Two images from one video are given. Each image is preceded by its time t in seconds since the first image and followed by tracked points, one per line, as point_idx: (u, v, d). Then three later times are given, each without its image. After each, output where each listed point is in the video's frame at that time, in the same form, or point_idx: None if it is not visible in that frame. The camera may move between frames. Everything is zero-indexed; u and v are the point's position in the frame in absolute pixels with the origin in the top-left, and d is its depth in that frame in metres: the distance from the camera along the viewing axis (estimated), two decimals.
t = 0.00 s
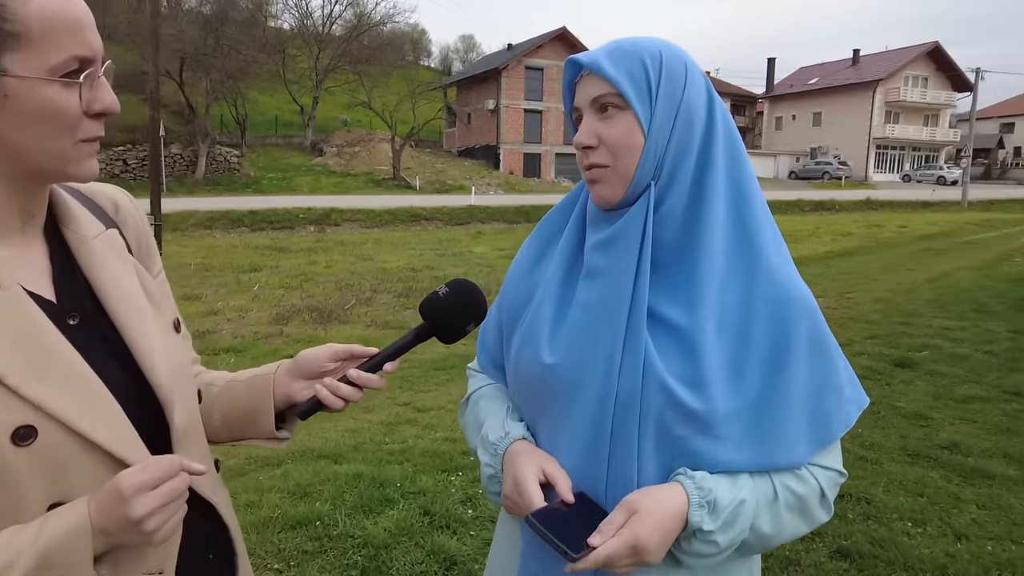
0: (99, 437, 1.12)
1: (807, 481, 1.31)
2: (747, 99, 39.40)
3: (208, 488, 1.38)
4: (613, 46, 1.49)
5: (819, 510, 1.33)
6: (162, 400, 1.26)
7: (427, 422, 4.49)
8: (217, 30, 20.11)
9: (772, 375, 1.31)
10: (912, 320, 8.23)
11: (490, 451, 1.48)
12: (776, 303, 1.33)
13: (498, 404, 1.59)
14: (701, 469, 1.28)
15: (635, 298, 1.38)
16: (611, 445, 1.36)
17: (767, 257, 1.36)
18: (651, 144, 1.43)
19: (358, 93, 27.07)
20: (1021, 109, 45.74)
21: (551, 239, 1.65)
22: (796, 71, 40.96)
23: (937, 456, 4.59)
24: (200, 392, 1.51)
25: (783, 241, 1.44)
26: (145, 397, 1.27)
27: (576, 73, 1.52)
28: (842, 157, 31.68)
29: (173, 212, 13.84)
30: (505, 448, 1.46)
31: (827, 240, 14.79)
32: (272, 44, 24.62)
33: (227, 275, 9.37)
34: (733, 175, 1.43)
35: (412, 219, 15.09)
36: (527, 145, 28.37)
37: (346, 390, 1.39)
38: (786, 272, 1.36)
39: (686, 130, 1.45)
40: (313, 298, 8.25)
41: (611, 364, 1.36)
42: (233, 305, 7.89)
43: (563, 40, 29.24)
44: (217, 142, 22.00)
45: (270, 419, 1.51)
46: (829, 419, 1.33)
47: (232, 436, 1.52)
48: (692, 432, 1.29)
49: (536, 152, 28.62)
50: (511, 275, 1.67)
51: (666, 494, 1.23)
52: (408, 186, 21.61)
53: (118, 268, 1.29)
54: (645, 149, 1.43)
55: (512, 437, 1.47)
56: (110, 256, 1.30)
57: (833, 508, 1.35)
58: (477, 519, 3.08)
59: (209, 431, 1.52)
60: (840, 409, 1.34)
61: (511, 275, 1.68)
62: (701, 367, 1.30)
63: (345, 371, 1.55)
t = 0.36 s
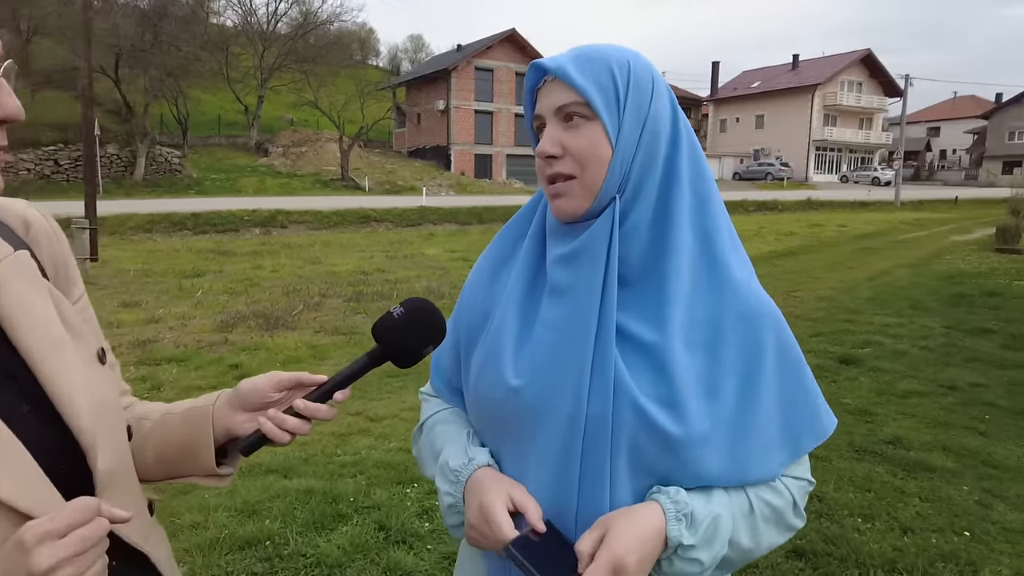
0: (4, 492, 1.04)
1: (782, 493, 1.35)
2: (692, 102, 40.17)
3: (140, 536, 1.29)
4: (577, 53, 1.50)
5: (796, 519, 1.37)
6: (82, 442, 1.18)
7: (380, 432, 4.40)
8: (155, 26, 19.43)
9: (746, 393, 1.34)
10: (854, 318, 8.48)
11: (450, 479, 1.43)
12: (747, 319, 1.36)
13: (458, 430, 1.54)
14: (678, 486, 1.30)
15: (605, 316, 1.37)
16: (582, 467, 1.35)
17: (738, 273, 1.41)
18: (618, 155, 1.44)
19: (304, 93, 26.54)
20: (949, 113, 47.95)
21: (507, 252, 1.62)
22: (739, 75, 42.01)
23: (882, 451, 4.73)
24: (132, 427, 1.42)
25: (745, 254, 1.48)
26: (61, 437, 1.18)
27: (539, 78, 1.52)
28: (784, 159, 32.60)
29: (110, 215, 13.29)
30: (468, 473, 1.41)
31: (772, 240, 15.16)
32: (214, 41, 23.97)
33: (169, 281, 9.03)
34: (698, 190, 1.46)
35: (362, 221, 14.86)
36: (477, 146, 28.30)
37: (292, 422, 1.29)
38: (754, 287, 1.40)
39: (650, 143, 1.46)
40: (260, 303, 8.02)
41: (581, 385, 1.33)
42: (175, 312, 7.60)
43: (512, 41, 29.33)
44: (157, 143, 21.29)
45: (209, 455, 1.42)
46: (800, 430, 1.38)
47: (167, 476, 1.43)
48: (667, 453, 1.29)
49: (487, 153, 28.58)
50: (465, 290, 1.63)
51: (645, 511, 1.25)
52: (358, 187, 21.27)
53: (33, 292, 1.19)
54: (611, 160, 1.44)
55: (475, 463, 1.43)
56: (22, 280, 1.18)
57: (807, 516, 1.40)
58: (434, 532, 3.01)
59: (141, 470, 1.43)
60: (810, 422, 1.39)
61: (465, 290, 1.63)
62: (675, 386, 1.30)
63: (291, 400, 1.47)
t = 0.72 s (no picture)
0: None
1: (761, 492, 1.34)
2: (652, 104, 40.65)
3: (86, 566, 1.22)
4: (538, 51, 1.45)
5: (774, 517, 1.36)
6: (20, 470, 1.11)
7: (343, 439, 4.31)
8: (105, 19, 18.83)
9: (721, 395, 1.32)
10: (811, 317, 8.66)
11: (411, 489, 1.37)
12: (723, 320, 1.34)
13: (420, 441, 1.48)
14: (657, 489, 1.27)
15: (577, 322, 1.35)
16: (558, 476, 1.32)
17: (712, 274, 1.38)
18: (588, 156, 1.40)
19: (262, 91, 26.04)
20: (897, 116, 49.48)
21: (473, 258, 1.58)
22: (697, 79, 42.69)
23: (842, 448, 4.82)
24: (76, 449, 1.34)
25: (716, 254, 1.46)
26: None
27: (500, 80, 1.47)
28: (742, 160, 33.20)
29: (57, 215, 12.83)
30: (429, 481, 1.35)
31: (730, 240, 15.41)
32: (168, 37, 23.33)
33: (120, 284, 8.73)
34: (668, 189, 1.44)
35: (322, 221, 14.63)
36: (439, 146, 28.14)
37: (250, 441, 1.20)
38: (726, 287, 1.38)
39: (618, 144, 1.43)
40: (216, 307, 7.81)
41: (555, 395, 1.30)
42: (127, 317, 7.35)
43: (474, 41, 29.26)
44: (107, 141, 20.62)
45: (162, 478, 1.35)
46: (774, 430, 1.38)
47: (114, 501, 1.36)
48: (646, 461, 1.27)
49: (449, 154, 28.45)
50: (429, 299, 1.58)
51: (626, 508, 1.22)
52: (317, 187, 20.93)
53: None
54: (581, 162, 1.40)
55: (437, 469, 1.37)
56: None
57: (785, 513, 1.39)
58: (400, 541, 2.96)
59: (86, 494, 1.34)
60: (784, 420, 1.39)
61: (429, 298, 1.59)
62: (652, 392, 1.28)
63: (249, 418, 1.39)
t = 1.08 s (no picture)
0: None
1: (769, 498, 1.35)
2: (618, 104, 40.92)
3: None
4: (542, 45, 1.43)
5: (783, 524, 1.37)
6: None
7: (315, 444, 4.22)
8: (58, 11, 18.20)
9: (728, 400, 1.31)
10: (779, 315, 8.76)
11: (412, 522, 1.32)
12: (727, 324, 1.34)
13: (415, 469, 1.43)
14: (669, 509, 1.26)
15: (583, 332, 1.33)
16: (566, 491, 1.29)
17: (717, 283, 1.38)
18: (597, 161, 1.40)
19: (225, 87, 25.49)
20: (855, 118, 50.68)
21: (461, 265, 1.52)
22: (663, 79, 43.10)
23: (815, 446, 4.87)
24: (37, 483, 1.30)
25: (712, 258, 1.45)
26: None
27: (503, 77, 1.44)
28: (707, 160, 33.60)
29: (9, 214, 12.33)
30: (432, 514, 1.31)
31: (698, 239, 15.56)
32: (126, 31, 22.70)
33: (78, 285, 8.42)
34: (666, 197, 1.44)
35: (288, 220, 14.33)
36: (407, 144, 27.87)
37: (232, 470, 1.10)
38: (727, 291, 1.38)
39: (619, 148, 1.43)
40: (180, 308, 7.57)
41: (560, 406, 1.27)
42: (85, 319, 7.08)
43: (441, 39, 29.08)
44: (62, 137, 19.96)
45: (132, 513, 1.28)
46: (781, 437, 1.38)
47: (80, 536, 1.31)
48: (656, 475, 1.25)
49: (416, 152, 28.23)
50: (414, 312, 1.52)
51: (640, 534, 1.21)
52: (283, 186, 20.56)
53: None
54: (590, 167, 1.40)
55: (439, 501, 1.32)
56: None
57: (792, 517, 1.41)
58: (377, 551, 2.88)
59: (47, 530, 1.30)
60: (790, 427, 1.39)
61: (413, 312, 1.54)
62: (660, 404, 1.27)
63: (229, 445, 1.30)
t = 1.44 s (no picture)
0: None
1: (779, 509, 1.51)
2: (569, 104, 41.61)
3: None
4: (545, 52, 1.52)
5: (791, 531, 1.52)
6: None
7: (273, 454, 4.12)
8: None
9: (738, 412, 1.46)
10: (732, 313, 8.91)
11: (412, 549, 1.36)
12: (734, 338, 1.47)
13: (410, 492, 1.47)
14: (684, 525, 1.38)
15: (595, 344, 1.43)
16: (579, 505, 1.37)
17: (722, 301, 1.50)
18: (605, 175, 1.50)
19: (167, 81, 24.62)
20: (797, 120, 52.18)
21: (461, 279, 1.61)
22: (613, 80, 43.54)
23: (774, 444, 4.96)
24: None
25: (721, 274, 1.59)
26: None
27: (509, 86, 1.53)
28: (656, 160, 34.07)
29: None
30: (434, 539, 1.35)
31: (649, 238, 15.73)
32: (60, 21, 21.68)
33: (9, 288, 7.96)
34: (671, 217, 1.56)
35: (234, 219, 13.92)
36: (357, 141, 27.44)
37: (227, 513, 1.04)
38: (734, 305, 1.52)
39: (625, 167, 1.54)
40: (122, 312, 7.25)
41: (571, 419, 1.36)
42: (18, 325, 6.70)
43: (392, 36, 28.73)
44: None
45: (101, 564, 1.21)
46: (781, 442, 1.53)
47: None
48: (668, 485, 1.37)
49: (367, 150, 27.79)
50: (417, 324, 1.60)
51: (661, 553, 1.32)
52: (229, 184, 19.96)
53: None
54: (599, 179, 1.50)
55: (441, 525, 1.36)
56: None
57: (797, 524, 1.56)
58: (345, 564, 2.78)
59: None
60: (791, 436, 1.55)
61: (414, 325, 1.61)
62: (672, 418, 1.39)
63: (220, 483, 1.29)
